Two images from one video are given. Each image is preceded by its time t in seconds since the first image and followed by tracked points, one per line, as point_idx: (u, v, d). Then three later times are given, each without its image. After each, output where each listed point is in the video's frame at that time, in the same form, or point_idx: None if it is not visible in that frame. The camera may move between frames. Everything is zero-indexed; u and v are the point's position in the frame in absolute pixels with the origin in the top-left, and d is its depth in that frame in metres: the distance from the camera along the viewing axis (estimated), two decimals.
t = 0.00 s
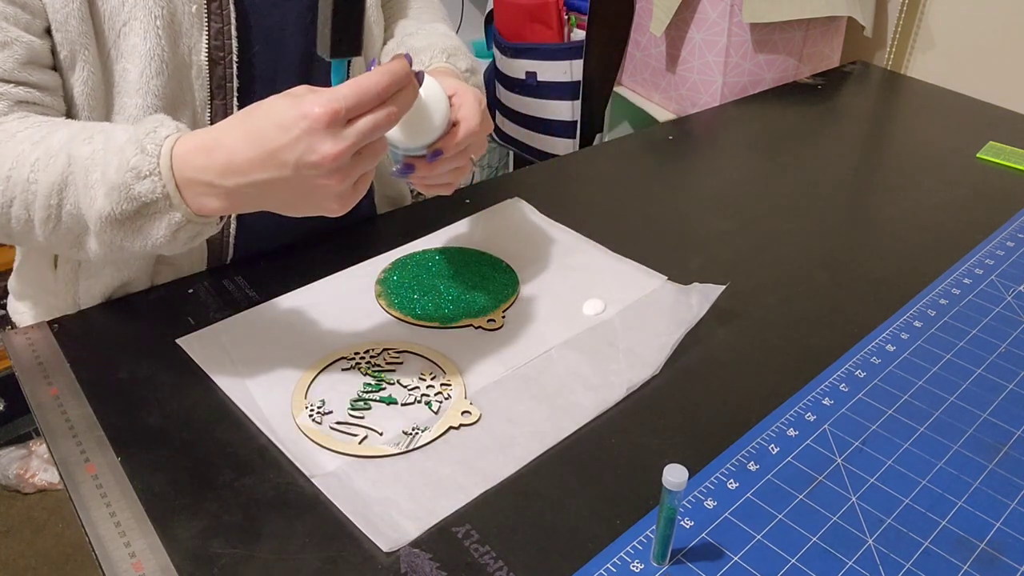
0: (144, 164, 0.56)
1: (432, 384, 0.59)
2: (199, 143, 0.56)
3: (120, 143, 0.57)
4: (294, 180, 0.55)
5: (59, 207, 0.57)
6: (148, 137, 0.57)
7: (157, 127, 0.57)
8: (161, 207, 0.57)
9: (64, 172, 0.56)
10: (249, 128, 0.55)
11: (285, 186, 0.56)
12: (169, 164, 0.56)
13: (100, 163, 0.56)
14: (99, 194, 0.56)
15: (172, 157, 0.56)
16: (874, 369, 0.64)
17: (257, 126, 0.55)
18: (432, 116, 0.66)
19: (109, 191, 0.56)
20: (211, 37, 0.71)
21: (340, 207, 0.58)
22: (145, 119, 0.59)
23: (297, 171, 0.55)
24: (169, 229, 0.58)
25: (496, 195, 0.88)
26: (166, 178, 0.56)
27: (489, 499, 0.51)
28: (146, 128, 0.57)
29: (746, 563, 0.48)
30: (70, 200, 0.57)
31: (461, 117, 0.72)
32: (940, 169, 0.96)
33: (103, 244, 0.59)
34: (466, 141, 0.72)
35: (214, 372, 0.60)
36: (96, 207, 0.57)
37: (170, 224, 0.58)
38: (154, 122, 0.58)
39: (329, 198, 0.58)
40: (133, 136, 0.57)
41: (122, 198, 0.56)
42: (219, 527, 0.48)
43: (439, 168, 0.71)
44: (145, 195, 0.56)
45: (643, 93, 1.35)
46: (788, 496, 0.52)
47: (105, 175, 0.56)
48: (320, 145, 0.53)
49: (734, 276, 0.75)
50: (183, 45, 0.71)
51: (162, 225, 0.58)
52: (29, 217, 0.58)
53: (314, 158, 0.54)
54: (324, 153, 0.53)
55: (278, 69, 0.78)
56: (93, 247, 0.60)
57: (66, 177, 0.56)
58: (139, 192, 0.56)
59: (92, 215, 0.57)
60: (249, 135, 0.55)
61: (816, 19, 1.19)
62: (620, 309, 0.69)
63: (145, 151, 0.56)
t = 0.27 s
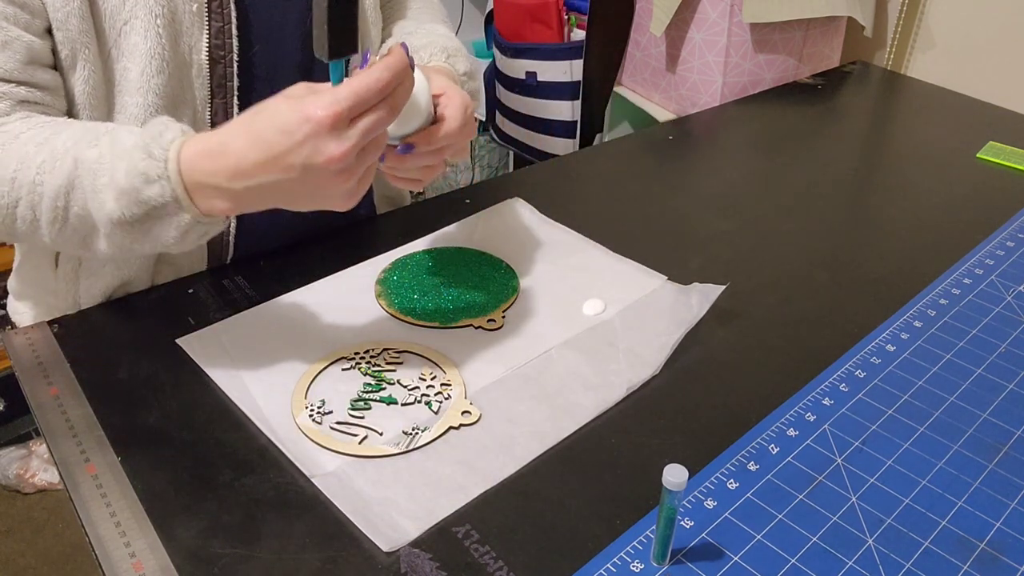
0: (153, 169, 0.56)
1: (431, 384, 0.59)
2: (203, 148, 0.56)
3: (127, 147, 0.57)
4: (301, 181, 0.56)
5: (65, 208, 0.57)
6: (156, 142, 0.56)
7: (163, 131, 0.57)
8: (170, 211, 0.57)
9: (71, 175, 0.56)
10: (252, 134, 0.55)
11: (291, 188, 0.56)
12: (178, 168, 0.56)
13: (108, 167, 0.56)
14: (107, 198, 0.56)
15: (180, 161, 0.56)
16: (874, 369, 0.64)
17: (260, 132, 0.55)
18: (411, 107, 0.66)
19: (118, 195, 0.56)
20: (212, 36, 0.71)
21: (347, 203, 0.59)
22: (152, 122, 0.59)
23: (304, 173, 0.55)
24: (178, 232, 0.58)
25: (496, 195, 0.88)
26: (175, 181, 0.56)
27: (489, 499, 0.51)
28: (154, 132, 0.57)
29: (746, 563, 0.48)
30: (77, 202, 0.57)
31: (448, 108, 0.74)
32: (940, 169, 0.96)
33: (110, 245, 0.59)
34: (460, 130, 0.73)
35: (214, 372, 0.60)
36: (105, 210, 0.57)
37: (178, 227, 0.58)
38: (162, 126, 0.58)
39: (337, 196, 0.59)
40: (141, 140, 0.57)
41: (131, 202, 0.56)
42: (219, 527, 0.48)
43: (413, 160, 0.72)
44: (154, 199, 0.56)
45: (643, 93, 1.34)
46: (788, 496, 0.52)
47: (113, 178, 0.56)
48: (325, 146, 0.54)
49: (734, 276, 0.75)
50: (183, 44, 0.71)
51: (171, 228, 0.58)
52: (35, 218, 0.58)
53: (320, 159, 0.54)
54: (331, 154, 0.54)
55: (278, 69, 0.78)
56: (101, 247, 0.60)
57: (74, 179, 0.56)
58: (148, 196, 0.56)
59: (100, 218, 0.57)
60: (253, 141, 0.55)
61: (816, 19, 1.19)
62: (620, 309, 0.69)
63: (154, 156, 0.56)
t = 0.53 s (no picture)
0: (149, 146, 0.57)
1: (432, 384, 0.59)
2: (205, 124, 0.57)
3: (122, 127, 0.57)
4: (302, 160, 0.57)
5: (61, 194, 0.57)
6: (152, 119, 0.57)
7: (158, 111, 0.58)
8: (165, 189, 0.58)
9: (66, 159, 0.57)
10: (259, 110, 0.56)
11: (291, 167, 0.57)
12: (173, 145, 0.57)
13: (103, 148, 0.57)
14: (103, 178, 0.57)
15: (177, 137, 0.57)
16: (874, 369, 0.64)
17: (267, 108, 0.56)
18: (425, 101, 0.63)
19: (114, 174, 0.56)
20: (212, 36, 0.71)
21: (344, 185, 0.60)
22: (146, 104, 0.60)
23: (304, 150, 0.56)
24: (174, 212, 0.59)
25: (496, 195, 0.88)
26: (171, 158, 0.57)
27: (489, 499, 0.51)
28: (149, 111, 0.58)
29: (746, 563, 0.48)
30: (72, 186, 0.57)
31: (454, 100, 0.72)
32: (940, 169, 0.96)
33: (107, 231, 0.60)
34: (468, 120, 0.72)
35: (214, 372, 0.60)
36: (100, 192, 0.57)
37: (174, 206, 0.59)
38: (156, 106, 0.59)
39: (333, 178, 0.59)
40: (136, 120, 0.57)
41: (126, 180, 0.56)
42: (219, 527, 0.48)
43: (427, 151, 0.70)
44: (150, 176, 0.57)
45: (643, 93, 1.34)
46: (788, 496, 0.52)
47: (109, 159, 0.56)
48: (330, 125, 0.55)
49: (734, 276, 0.75)
50: (183, 44, 0.71)
51: (167, 206, 0.59)
52: (30, 207, 0.58)
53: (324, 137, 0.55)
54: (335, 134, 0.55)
55: (278, 69, 0.78)
56: (95, 235, 0.60)
57: (69, 163, 0.57)
58: (144, 173, 0.57)
59: (96, 201, 0.57)
60: (259, 116, 0.56)
61: (816, 19, 1.19)
62: (620, 309, 0.69)
63: (150, 133, 0.57)
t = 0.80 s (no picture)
0: (156, 158, 0.56)
1: (431, 384, 0.59)
2: (209, 135, 0.56)
3: (129, 137, 0.57)
4: (306, 168, 0.56)
5: (70, 200, 0.58)
6: (156, 131, 0.56)
7: (163, 120, 0.57)
8: (174, 197, 0.58)
9: (74, 167, 0.57)
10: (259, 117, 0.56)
11: (293, 173, 0.57)
12: (180, 156, 0.56)
13: (111, 157, 0.57)
14: (113, 187, 0.57)
15: (183, 149, 0.56)
16: (874, 369, 0.64)
17: (268, 117, 0.55)
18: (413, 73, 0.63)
19: (124, 184, 0.56)
20: (213, 36, 0.71)
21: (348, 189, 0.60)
22: (150, 111, 0.59)
23: (309, 159, 0.56)
24: (184, 217, 0.59)
25: (496, 195, 0.88)
26: (178, 169, 0.56)
27: (489, 499, 0.51)
28: (153, 122, 0.57)
29: (746, 563, 0.48)
30: (81, 193, 0.58)
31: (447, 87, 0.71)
32: (940, 169, 0.96)
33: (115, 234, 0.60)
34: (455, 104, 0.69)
35: (214, 372, 0.60)
36: (111, 200, 0.57)
37: (184, 212, 0.59)
38: (159, 115, 0.58)
39: (338, 182, 0.59)
40: (141, 131, 0.57)
41: (136, 190, 0.56)
42: (219, 527, 0.48)
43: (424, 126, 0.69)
44: (159, 187, 0.57)
45: (643, 93, 1.34)
46: (788, 496, 0.52)
47: (118, 169, 0.56)
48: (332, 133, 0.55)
49: (734, 276, 0.75)
50: (185, 44, 0.71)
51: (176, 213, 0.59)
52: (39, 211, 0.58)
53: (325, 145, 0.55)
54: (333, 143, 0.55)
55: (279, 69, 0.78)
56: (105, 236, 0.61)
57: (77, 171, 0.57)
58: (153, 184, 0.56)
59: (105, 206, 0.58)
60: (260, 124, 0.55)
61: (816, 19, 1.19)
62: (619, 309, 0.69)
63: (155, 144, 0.56)
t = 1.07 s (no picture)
0: (153, 142, 0.56)
1: (432, 384, 0.59)
2: (206, 116, 0.57)
3: (126, 124, 0.57)
4: (303, 147, 0.56)
5: (68, 189, 0.59)
6: (153, 115, 0.57)
7: (160, 105, 0.58)
8: (173, 182, 0.58)
9: (71, 155, 0.57)
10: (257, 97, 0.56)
11: (292, 153, 0.57)
12: (177, 140, 0.57)
13: (107, 143, 0.57)
14: (110, 173, 0.57)
15: (179, 132, 0.57)
16: (874, 369, 0.64)
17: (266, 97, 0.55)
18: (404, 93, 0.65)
19: (121, 170, 0.57)
20: (213, 35, 0.71)
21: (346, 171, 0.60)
22: (146, 99, 0.59)
23: (306, 138, 0.55)
24: (183, 204, 0.59)
25: (496, 195, 0.88)
26: (175, 153, 0.57)
27: (489, 499, 0.51)
28: (150, 108, 0.58)
29: (746, 563, 0.48)
30: (78, 180, 0.58)
31: (438, 89, 0.72)
32: (940, 169, 0.96)
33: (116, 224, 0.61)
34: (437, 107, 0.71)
35: (214, 372, 0.60)
36: (109, 186, 0.58)
37: (182, 198, 0.59)
38: (156, 101, 0.58)
39: (336, 162, 0.58)
40: (137, 117, 0.57)
41: (133, 174, 0.57)
42: (219, 527, 0.48)
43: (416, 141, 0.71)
44: (157, 171, 0.57)
45: (643, 93, 1.34)
46: (788, 496, 0.52)
47: (115, 154, 0.57)
48: (330, 111, 0.54)
49: (734, 276, 0.75)
50: (184, 43, 0.71)
51: (175, 199, 0.59)
52: (37, 203, 0.59)
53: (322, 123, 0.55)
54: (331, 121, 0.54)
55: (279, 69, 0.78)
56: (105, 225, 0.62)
57: (75, 159, 0.58)
58: (150, 168, 0.57)
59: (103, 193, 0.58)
60: (258, 103, 0.55)
61: (816, 19, 1.19)
62: (620, 309, 0.69)
63: (151, 129, 0.57)
